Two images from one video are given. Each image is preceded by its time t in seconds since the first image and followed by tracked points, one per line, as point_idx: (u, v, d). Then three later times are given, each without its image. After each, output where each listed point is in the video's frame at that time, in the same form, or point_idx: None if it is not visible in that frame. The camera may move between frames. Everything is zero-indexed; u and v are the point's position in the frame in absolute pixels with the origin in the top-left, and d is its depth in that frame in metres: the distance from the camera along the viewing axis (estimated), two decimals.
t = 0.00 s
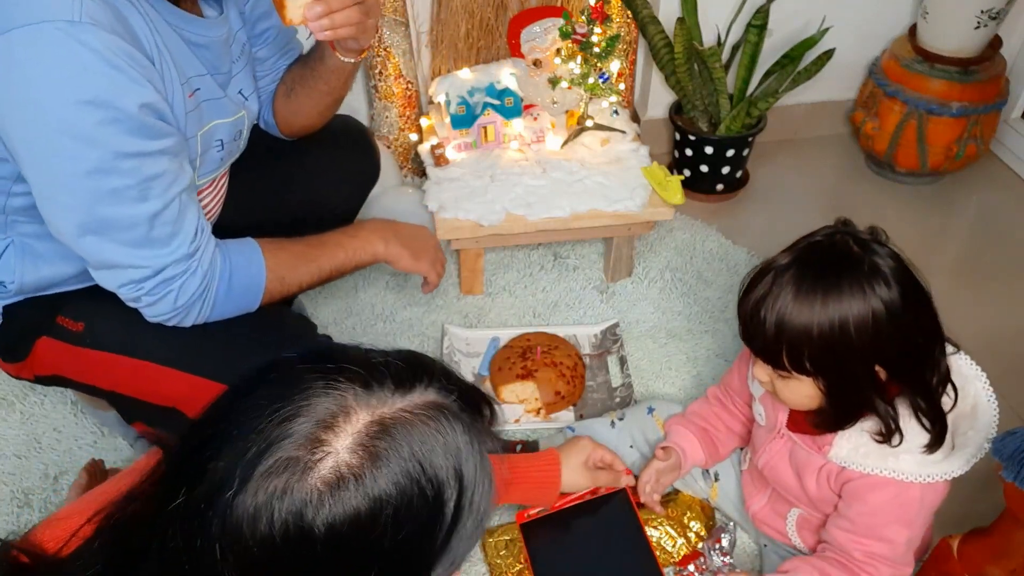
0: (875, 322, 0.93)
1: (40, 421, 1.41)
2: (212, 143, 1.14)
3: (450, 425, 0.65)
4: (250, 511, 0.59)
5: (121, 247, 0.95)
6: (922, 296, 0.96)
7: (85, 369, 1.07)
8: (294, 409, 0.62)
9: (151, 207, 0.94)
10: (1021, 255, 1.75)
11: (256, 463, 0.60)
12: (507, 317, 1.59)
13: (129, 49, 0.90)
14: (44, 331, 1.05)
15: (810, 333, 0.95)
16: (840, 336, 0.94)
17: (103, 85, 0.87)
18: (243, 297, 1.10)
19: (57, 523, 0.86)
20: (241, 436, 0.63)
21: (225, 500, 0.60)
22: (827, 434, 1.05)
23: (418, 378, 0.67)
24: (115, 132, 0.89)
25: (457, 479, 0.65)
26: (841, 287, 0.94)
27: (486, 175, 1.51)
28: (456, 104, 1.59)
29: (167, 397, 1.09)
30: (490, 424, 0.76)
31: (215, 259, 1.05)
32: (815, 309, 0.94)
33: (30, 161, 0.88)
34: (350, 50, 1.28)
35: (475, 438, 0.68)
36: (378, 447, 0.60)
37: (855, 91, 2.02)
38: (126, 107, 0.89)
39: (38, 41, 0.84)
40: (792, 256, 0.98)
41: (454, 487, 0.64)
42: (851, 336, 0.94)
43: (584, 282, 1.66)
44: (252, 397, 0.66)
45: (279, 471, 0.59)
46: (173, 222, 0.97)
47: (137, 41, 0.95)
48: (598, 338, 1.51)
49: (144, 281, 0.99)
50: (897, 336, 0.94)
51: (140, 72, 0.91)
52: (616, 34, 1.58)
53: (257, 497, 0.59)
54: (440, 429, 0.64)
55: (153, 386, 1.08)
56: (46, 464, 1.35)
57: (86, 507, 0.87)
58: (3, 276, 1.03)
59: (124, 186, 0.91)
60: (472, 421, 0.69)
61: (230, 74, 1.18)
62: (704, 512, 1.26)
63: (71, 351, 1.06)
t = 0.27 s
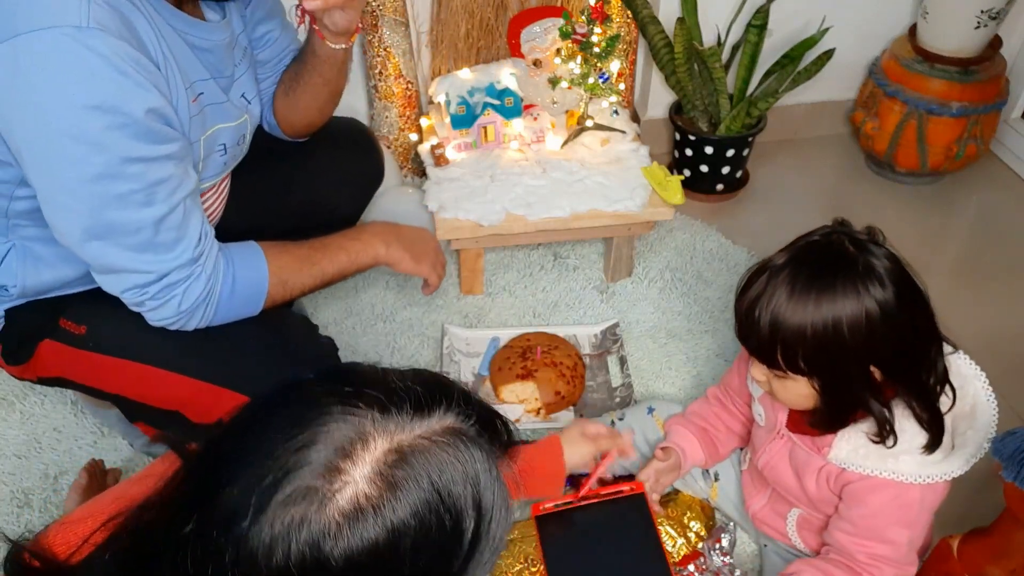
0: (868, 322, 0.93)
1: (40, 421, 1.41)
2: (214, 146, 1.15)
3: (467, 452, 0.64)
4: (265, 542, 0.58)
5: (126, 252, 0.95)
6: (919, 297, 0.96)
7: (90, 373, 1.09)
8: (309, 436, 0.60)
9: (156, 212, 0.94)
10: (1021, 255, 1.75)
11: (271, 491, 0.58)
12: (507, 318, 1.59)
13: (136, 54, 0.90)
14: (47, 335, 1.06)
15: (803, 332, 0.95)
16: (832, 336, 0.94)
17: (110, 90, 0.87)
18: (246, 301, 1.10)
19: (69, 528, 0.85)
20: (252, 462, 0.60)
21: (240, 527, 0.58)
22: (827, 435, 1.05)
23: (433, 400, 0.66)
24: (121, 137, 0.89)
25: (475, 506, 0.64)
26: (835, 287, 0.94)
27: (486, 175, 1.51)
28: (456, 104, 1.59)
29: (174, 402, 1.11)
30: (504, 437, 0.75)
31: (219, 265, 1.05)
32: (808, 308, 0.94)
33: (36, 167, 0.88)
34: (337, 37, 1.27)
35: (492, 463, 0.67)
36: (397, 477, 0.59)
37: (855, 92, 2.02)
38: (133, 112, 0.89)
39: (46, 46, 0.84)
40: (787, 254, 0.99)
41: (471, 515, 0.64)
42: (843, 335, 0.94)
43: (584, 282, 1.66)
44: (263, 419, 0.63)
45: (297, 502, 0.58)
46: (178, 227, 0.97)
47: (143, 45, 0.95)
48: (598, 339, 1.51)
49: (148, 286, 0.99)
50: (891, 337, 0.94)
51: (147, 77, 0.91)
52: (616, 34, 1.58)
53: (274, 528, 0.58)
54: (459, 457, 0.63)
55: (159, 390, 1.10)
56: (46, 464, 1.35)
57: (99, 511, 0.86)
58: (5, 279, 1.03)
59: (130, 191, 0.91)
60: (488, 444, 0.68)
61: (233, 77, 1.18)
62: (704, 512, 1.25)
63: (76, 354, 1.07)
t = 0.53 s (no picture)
0: (866, 325, 0.93)
1: (40, 421, 1.41)
2: (216, 148, 1.15)
3: (463, 429, 0.61)
4: (262, 540, 0.54)
5: (124, 251, 0.95)
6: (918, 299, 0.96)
7: (88, 373, 1.09)
8: (296, 428, 0.56)
9: (154, 212, 0.94)
10: (1021, 255, 1.75)
11: (264, 489, 0.55)
12: (507, 318, 1.60)
13: (137, 54, 0.90)
14: (42, 332, 1.06)
15: (801, 335, 0.95)
16: (830, 339, 0.94)
17: (111, 89, 0.87)
18: (241, 302, 1.10)
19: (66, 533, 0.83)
20: (241, 460, 0.56)
21: (238, 527, 0.55)
22: (827, 438, 1.05)
23: (425, 379, 0.63)
24: (121, 136, 0.89)
25: (474, 479, 0.61)
26: (834, 289, 0.94)
27: (486, 175, 1.51)
28: (456, 104, 1.59)
29: (172, 403, 1.11)
30: (495, 408, 0.72)
31: (214, 266, 1.05)
32: (806, 311, 0.94)
33: (35, 165, 0.88)
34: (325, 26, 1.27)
35: (486, 435, 0.64)
36: (395, 462, 0.56)
37: (855, 92, 2.02)
38: (133, 112, 0.89)
39: (47, 44, 0.84)
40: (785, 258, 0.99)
41: (472, 490, 0.61)
42: (841, 338, 0.94)
43: (585, 282, 1.66)
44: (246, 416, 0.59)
45: (292, 496, 0.54)
46: (175, 227, 0.97)
47: (146, 45, 0.95)
48: (598, 339, 1.51)
49: (143, 285, 0.99)
50: (890, 340, 0.94)
51: (148, 77, 0.91)
52: (616, 34, 1.58)
53: (270, 526, 0.54)
54: (455, 436, 0.60)
55: (156, 391, 1.09)
56: (46, 464, 1.35)
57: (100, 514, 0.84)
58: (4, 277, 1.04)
59: (129, 190, 0.91)
60: (479, 416, 0.65)
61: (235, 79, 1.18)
62: (704, 512, 1.26)
63: (74, 353, 1.07)
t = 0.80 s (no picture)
0: (870, 324, 0.93)
1: (40, 421, 1.41)
2: (219, 147, 1.15)
3: (457, 397, 0.64)
4: (267, 495, 0.58)
5: (133, 250, 0.95)
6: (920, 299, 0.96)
7: (89, 374, 1.09)
8: (302, 393, 0.61)
9: (164, 210, 0.94)
10: (1021, 255, 1.75)
11: (270, 448, 0.59)
12: (507, 318, 1.60)
13: (148, 52, 0.91)
14: (47, 332, 1.06)
15: (805, 335, 0.95)
16: (834, 339, 0.94)
17: (124, 88, 0.87)
18: (248, 301, 1.10)
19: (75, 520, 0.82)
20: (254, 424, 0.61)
21: (247, 485, 0.59)
22: (828, 438, 1.05)
23: (422, 353, 0.67)
24: (133, 134, 0.89)
25: (466, 448, 0.64)
26: (836, 290, 0.94)
27: (486, 175, 1.51)
28: (456, 104, 1.59)
29: (175, 403, 1.11)
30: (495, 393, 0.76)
31: (222, 265, 1.05)
32: (809, 311, 0.94)
33: (45, 164, 0.87)
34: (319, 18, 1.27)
35: (479, 406, 0.67)
36: (389, 422, 0.60)
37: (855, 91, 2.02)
38: (145, 110, 0.89)
39: (60, 42, 0.84)
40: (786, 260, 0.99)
41: (465, 457, 0.64)
42: (845, 338, 0.94)
43: (585, 282, 1.66)
44: (260, 387, 0.65)
45: (294, 453, 0.58)
46: (184, 225, 0.98)
47: (155, 44, 0.95)
48: (598, 338, 1.51)
49: (152, 284, 0.99)
50: (893, 339, 0.94)
51: (158, 75, 0.92)
52: (617, 34, 1.58)
53: (274, 482, 0.58)
54: (447, 402, 0.63)
55: (158, 390, 1.09)
56: (46, 464, 1.35)
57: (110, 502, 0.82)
58: (9, 277, 1.04)
59: (140, 189, 0.91)
60: (474, 392, 0.68)
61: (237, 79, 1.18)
62: (704, 512, 1.25)
63: (76, 353, 1.07)
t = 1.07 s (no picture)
0: (873, 323, 0.93)
1: (40, 421, 1.41)
2: (222, 146, 1.15)
3: (478, 387, 0.65)
4: (296, 480, 0.58)
5: (135, 249, 0.95)
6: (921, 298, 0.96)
7: (90, 373, 1.09)
8: (329, 378, 0.61)
9: (167, 210, 0.94)
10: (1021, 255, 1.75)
11: (299, 431, 0.59)
12: (507, 318, 1.60)
13: (153, 52, 0.91)
14: (48, 331, 1.06)
15: (807, 335, 0.95)
16: (837, 338, 0.94)
17: (129, 87, 0.87)
18: (250, 302, 1.10)
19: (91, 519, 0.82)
20: (280, 409, 0.61)
21: (275, 468, 0.59)
22: (829, 438, 1.05)
23: (442, 344, 0.67)
24: (137, 133, 0.89)
25: (487, 438, 0.65)
26: (838, 289, 0.94)
27: (486, 175, 1.51)
28: (456, 104, 1.59)
29: (178, 403, 1.11)
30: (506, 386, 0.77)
31: (225, 265, 1.06)
32: (812, 310, 0.94)
33: (48, 163, 0.87)
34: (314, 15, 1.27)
35: (496, 397, 0.68)
36: (415, 409, 0.60)
37: (855, 92, 2.02)
38: (150, 110, 0.89)
39: (66, 41, 0.84)
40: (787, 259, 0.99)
41: (486, 446, 0.65)
42: (847, 338, 0.94)
43: (584, 282, 1.66)
44: (283, 373, 0.65)
45: (323, 438, 0.59)
46: (186, 225, 0.98)
47: (160, 44, 0.95)
48: (598, 338, 1.51)
49: (154, 284, 0.99)
50: (895, 338, 0.94)
51: (163, 75, 0.92)
52: (617, 34, 1.58)
53: (303, 466, 0.58)
54: (471, 392, 0.64)
55: (160, 391, 1.10)
56: (46, 464, 1.35)
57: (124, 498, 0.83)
58: (10, 276, 1.03)
59: (143, 188, 0.91)
60: (491, 384, 0.69)
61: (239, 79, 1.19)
62: (704, 512, 1.26)
63: (77, 353, 1.07)
